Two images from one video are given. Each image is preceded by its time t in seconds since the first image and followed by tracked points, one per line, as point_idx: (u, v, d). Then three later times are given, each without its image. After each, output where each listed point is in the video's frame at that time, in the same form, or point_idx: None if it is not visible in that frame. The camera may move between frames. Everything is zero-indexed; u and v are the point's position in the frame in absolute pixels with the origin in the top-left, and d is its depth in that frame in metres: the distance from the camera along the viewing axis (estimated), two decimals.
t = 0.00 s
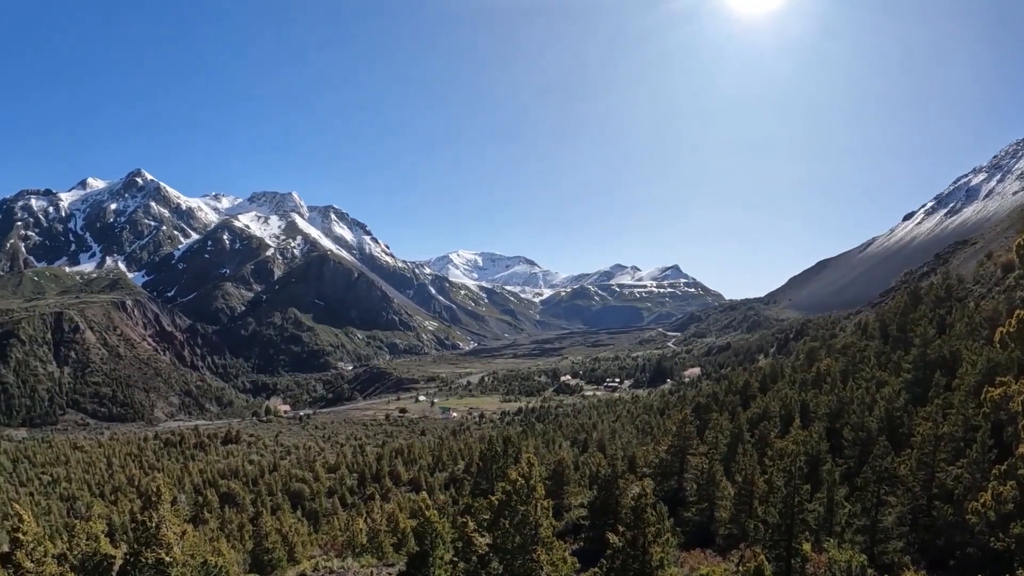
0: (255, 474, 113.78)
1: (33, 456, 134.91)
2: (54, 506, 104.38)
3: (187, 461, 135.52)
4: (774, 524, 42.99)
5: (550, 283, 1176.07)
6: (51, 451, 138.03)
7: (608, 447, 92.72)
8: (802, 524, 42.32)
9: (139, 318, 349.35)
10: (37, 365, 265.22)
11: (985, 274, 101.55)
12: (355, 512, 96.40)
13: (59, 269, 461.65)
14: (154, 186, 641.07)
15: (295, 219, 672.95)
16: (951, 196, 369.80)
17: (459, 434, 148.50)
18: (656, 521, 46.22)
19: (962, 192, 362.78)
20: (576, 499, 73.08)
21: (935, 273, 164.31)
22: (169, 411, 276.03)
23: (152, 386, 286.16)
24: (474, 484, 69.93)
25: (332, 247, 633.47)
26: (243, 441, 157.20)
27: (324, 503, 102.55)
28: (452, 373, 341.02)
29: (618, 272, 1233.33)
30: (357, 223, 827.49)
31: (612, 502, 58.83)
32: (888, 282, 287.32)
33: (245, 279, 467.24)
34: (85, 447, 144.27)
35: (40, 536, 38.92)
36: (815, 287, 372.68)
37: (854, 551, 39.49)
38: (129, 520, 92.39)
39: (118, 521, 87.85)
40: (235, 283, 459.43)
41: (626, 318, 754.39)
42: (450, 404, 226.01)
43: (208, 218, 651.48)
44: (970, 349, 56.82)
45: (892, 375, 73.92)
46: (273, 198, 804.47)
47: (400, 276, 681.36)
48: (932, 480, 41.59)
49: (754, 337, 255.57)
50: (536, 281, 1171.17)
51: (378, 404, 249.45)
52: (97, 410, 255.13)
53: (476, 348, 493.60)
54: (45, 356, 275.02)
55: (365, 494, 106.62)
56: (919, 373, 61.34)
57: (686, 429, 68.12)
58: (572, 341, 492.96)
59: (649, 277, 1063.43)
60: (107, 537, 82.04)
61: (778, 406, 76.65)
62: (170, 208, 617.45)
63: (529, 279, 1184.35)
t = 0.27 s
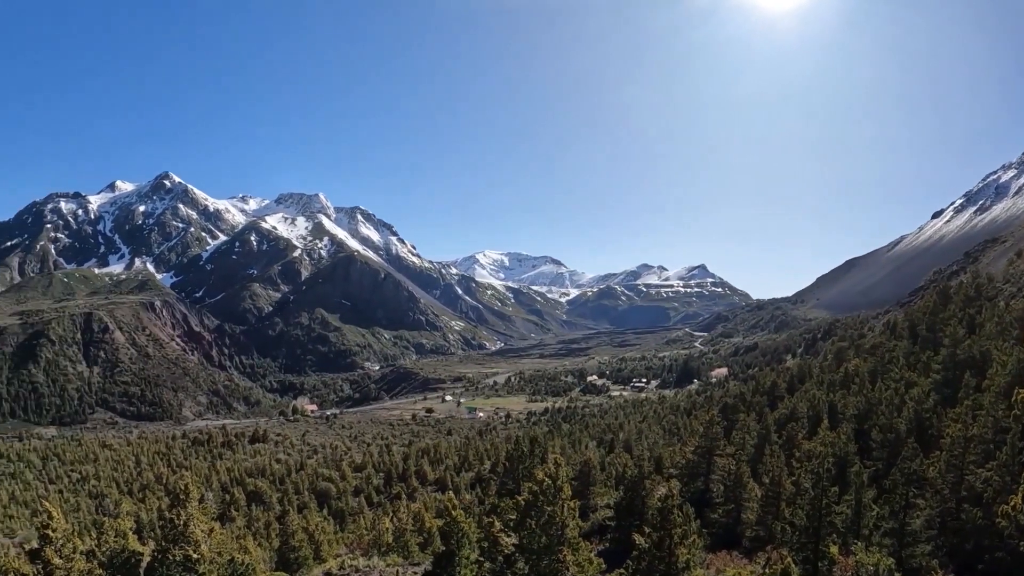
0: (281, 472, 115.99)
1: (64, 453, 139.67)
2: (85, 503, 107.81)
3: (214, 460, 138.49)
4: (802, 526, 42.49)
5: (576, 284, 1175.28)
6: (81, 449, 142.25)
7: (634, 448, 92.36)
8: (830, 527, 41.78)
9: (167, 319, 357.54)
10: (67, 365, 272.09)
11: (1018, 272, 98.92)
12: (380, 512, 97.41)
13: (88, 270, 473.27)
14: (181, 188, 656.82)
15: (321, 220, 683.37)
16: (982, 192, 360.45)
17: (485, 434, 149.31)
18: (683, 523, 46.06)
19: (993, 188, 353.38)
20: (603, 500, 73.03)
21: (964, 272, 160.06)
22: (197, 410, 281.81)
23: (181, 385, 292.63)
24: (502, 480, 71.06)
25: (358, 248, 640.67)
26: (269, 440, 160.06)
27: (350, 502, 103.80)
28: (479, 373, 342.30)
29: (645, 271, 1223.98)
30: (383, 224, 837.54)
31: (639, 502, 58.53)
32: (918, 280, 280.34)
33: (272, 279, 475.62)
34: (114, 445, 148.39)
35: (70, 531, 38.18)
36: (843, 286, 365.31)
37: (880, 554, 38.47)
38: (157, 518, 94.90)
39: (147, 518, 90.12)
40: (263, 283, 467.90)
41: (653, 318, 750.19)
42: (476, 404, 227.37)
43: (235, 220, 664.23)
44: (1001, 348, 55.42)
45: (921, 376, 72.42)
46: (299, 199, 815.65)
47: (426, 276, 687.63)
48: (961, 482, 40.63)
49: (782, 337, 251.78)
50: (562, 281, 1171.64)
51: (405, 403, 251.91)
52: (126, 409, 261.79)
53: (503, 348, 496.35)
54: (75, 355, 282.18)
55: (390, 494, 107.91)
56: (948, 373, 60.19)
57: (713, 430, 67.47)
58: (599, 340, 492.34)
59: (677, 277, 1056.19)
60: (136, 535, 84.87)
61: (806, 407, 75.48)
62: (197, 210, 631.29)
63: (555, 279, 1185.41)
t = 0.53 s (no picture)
0: (312, 471, 118.37)
1: (97, 450, 144.11)
2: (118, 500, 111.60)
3: (244, 458, 141.77)
4: (832, 529, 42.08)
5: (606, 283, 1171.66)
6: (113, 446, 146.72)
7: (664, 448, 92.12)
8: (862, 530, 41.41)
9: (198, 319, 366.43)
10: (101, 364, 280.21)
11: None
12: (409, 511, 98.60)
13: (123, 271, 487.21)
14: (213, 190, 673.28)
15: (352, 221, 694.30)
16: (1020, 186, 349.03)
17: (515, 434, 150.18)
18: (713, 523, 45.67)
19: None
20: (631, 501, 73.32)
21: (1000, 269, 155.48)
22: (228, 409, 288.10)
23: (212, 385, 299.44)
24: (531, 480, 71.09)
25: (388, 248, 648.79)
26: (300, 439, 163.18)
27: (379, 500, 105.56)
28: (509, 373, 342.74)
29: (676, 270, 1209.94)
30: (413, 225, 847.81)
31: (668, 504, 58.36)
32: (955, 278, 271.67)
33: (303, 279, 485.41)
34: (147, 443, 152.82)
35: (103, 528, 38.47)
36: (875, 285, 356.24)
37: (913, 559, 37.60)
38: (188, 515, 97.65)
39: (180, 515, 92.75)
40: (294, 284, 477.20)
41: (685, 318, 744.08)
42: (505, 404, 228.52)
43: (267, 221, 679.07)
44: None
45: (956, 376, 70.70)
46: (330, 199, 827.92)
47: (457, 276, 694.16)
48: (995, 485, 39.44)
49: (814, 336, 246.75)
50: (592, 281, 1169.88)
51: (436, 403, 254.20)
52: (158, 407, 268.94)
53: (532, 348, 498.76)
54: (109, 355, 290.33)
55: (420, 492, 109.42)
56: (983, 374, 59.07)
57: (743, 431, 67.05)
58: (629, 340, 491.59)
59: (709, 276, 1045.38)
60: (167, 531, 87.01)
61: (837, 407, 74.32)
62: (228, 212, 645.46)
63: (586, 279, 1183.90)
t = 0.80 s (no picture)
0: (350, 468, 120.87)
1: (137, 447, 149.24)
2: (156, 496, 115.63)
3: (281, 455, 145.16)
4: (870, 533, 40.92)
5: (644, 283, 1166.99)
6: (155, 443, 152.20)
7: (700, 449, 92.09)
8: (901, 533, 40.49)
9: (237, 318, 375.23)
10: (141, 362, 289.59)
11: None
12: (446, 510, 100.30)
13: (164, 271, 502.38)
14: (253, 191, 690.23)
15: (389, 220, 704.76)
16: None
17: (550, 433, 151.36)
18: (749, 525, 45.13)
19: None
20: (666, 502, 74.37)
21: None
22: (267, 407, 295.40)
23: (251, 382, 306.58)
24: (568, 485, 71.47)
25: (426, 247, 656.73)
26: (337, 437, 166.17)
27: (416, 498, 107.32)
28: (547, 372, 342.61)
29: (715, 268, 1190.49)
30: (450, 224, 858.22)
31: (706, 504, 58.31)
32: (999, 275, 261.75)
33: (342, 279, 495.69)
34: (186, 439, 158.01)
35: (142, 523, 38.73)
36: (916, 283, 345.24)
37: (951, 563, 36.84)
38: (226, 511, 100.74)
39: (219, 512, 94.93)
40: (332, 283, 487.27)
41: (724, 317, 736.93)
42: (541, 403, 229.38)
43: (305, 221, 694.19)
44: None
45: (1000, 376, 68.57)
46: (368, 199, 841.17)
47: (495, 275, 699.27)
48: None
49: (855, 335, 240.52)
50: (631, 281, 1167.58)
51: (473, 401, 256.22)
52: (197, 406, 276.79)
53: (571, 347, 500.53)
54: (148, 353, 299.32)
55: (456, 492, 110.97)
56: None
57: (782, 432, 66.56)
58: (668, 339, 490.18)
59: (748, 274, 1032.23)
60: (208, 524, 89.28)
61: (877, 408, 72.66)
62: (267, 212, 660.16)
63: (625, 280, 1185.64)
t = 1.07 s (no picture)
0: (392, 466, 122.27)
1: (184, 443, 155.13)
2: (202, 490, 117.91)
3: (325, 452, 147.39)
4: (917, 537, 43.21)
5: (689, 280, 1161.68)
6: (200, 439, 157.93)
7: (747, 450, 93.45)
8: (949, 539, 42.62)
9: (283, 317, 380.51)
10: (189, 360, 296.51)
11: None
12: (487, 508, 100.76)
13: (209, 270, 516.08)
14: (297, 194, 707.86)
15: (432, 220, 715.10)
16: None
17: (596, 432, 153.74)
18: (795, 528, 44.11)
19: None
20: (710, 501, 75.44)
21: None
22: (312, 404, 301.55)
23: (296, 380, 312.67)
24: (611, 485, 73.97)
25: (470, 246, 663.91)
26: (382, 435, 168.97)
27: (458, 497, 107.60)
28: (591, 372, 341.25)
29: (757, 268, 1165.79)
30: (495, 224, 869.86)
31: (750, 505, 58.88)
32: None
33: (387, 279, 502.32)
34: (232, 436, 164.18)
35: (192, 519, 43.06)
36: (967, 280, 334.52)
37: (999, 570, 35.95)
38: (271, 505, 104.87)
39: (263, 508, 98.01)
40: (377, 283, 496.74)
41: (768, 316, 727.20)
42: (585, 402, 229.46)
43: (348, 223, 709.47)
44: None
45: None
46: (410, 201, 855.08)
47: (541, 275, 701.27)
48: None
49: (902, 334, 234.36)
50: (676, 278, 1164.37)
51: (518, 400, 257.87)
52: (243, 402, 284.05)
53: (616, 346, 501.09)
54: (195, 351, 305.98)
55: (498, 490, 112.19)
56: None
57: (829, 432, 64.05)
58: (712, 339, 488.57)
59: (792, 273, 1018.36)
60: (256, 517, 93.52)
61: (926, 410, 72.48)
62: (312, 213, 675.93)
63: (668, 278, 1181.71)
